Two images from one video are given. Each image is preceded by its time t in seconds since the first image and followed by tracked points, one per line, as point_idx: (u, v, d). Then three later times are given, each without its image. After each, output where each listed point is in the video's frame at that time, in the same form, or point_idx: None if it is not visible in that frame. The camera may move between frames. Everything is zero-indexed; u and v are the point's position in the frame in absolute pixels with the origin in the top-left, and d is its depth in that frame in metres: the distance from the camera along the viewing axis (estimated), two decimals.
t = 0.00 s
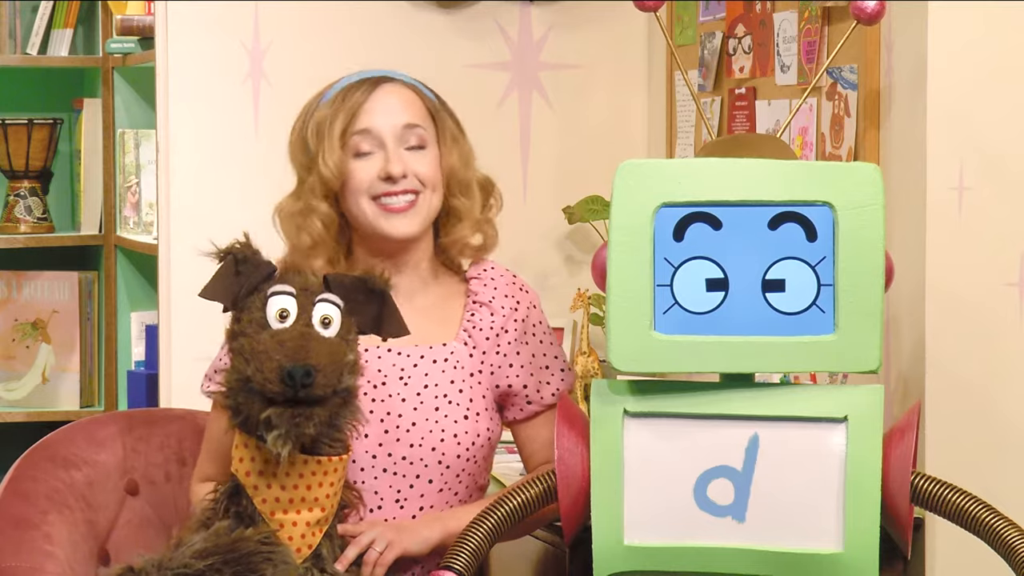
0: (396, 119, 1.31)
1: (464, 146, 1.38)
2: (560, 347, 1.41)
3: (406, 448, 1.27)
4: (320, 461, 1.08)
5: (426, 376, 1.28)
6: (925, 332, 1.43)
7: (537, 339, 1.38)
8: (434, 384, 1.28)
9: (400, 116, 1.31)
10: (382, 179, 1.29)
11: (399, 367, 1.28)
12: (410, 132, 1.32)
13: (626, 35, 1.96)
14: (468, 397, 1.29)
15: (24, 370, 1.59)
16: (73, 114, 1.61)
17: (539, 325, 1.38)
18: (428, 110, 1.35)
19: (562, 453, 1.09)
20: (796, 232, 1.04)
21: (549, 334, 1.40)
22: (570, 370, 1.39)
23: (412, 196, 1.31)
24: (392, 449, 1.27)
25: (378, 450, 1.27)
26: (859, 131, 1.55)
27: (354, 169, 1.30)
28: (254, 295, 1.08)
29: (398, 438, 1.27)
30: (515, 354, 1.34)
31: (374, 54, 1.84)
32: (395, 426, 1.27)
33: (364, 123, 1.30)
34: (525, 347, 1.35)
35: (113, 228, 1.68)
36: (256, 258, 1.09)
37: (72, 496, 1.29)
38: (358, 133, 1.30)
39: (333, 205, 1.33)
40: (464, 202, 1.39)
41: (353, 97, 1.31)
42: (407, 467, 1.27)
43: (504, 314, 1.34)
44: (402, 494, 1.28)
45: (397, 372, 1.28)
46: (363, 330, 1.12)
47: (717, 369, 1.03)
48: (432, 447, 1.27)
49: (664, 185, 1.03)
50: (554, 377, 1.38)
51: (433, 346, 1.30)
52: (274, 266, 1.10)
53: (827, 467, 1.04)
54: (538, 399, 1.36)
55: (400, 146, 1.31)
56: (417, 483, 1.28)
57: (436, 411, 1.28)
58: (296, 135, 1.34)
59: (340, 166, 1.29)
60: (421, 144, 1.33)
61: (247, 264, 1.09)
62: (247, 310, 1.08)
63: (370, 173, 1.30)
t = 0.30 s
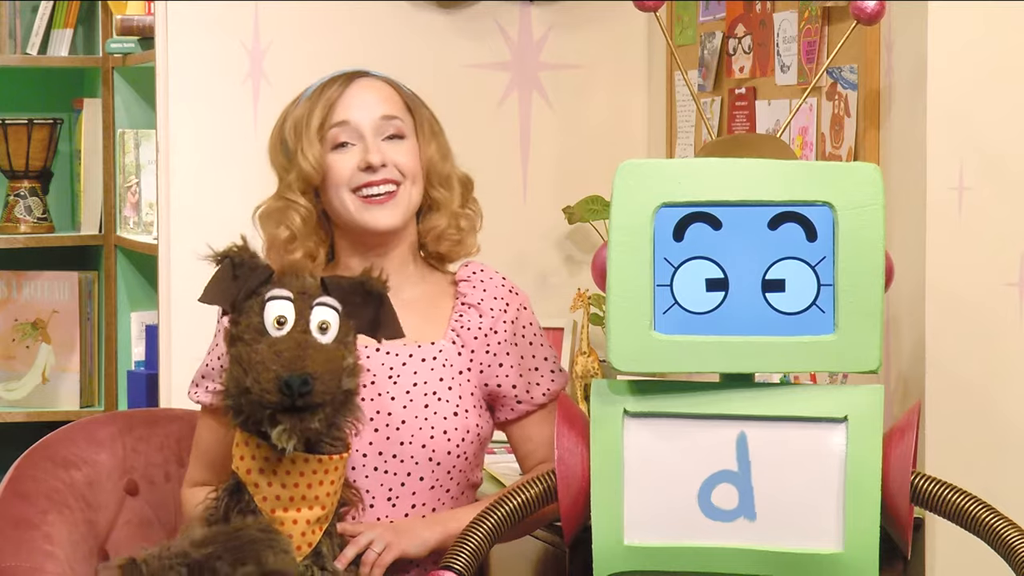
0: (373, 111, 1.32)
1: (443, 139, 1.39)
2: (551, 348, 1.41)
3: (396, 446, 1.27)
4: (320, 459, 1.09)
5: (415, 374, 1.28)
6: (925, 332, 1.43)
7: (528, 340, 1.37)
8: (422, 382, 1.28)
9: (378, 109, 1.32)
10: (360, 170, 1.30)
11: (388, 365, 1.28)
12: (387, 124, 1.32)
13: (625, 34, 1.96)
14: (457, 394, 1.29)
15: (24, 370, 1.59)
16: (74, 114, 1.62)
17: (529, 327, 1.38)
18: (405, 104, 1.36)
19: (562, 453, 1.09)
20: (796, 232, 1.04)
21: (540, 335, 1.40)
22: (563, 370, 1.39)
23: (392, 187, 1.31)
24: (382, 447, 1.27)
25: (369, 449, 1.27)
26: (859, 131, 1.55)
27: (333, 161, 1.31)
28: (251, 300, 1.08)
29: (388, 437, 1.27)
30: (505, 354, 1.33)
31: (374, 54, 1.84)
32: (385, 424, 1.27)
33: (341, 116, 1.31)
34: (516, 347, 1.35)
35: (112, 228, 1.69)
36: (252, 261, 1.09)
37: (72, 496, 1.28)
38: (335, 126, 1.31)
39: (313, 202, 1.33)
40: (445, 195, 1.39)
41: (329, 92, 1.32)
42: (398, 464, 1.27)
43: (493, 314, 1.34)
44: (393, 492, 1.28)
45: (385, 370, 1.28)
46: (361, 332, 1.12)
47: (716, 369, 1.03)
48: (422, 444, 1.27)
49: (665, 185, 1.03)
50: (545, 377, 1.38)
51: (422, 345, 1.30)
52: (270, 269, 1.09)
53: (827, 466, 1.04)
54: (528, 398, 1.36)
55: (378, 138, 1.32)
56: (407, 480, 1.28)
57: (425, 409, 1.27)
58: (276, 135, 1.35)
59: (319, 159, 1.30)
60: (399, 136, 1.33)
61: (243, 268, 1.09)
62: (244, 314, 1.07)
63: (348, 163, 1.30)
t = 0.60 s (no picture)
0: (368, 114, 1.31)
1: (437, 143, 1.39)
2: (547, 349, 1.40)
3: (389, 444, 1.27)
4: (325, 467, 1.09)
5: (407, 373, 1.29)
6: (925, 332, 1.43)
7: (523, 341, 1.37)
8: (414, 380, 1.29)
9: (373, 112, 1.31)
10: (352, 175, 1.29)
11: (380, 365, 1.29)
12: (381, 128, 1.31)
13: (626, 34, 1.96)
14: (449, 392, 1.30)
15: (24, 370, 1.59)
16: (74, 114, 1.64)
17: (525, 327, 1.37)
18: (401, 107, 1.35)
19: (562, 453, 1.09)
20: (796, 232, 1.04)
21: (536, 336, 1.39)
22: (558, 370, 1.38)
23: (384, 192, 1.30)
24: (376, 446, 1.27)
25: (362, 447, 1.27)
26: (859, 132, 1.55)
27: (326, 164, 1.30)
28: (275, 303, 1.06)
29: (380, 435, 1.27)
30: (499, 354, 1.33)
31: (374, 54, 1.84)
32: (377, 422, 1.27)
33: (335, 118, 1.30)
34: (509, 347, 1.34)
35: (113, 228, 1.71)
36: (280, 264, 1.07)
37: (72, 496, 1.28)
38: (330, 129, 1.30)
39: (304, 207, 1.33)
40: (437, 198, 1.39)
41: (325, 93, 1.31)
42: (390, 462, 1.28)
43: (486, 316, 1.34)
44: (386, 490, 1.28)
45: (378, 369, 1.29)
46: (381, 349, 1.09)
47: (717, 369, 1.03)
48: (413, 441, 1.27)
49: (665, 185, 1.03)
50: (540, 377, 1.37)
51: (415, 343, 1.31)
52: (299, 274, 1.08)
53: (827, 467, 1.04)
54: (522, 398, 1.35)
55: (372, 142, 1.31)
56: (400, 478, 1.28)
57: (416, 406, 1.28)
58: (271, 134, 1.35)
59: (311, 163, 1.30)
60: (393, 140, 1.33)
61: (271, 270, 1.07)
62: (266, 317, 1.06)
63: (341, 167, 1.29)
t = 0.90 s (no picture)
0: (370, 121, 1.30)
1: (440, 147, 1.38)
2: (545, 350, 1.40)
3: (384, 442, 1.27)
4: (303, 463, 1.08)
5: (404, 372, 1.29)
6: (925, 332, 1.43)
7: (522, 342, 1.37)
8: (411, 379, 1.29)
9: (375, 120, 1.30)
10: (351, 185, 1.29)
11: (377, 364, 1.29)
12: (382, 137, 1.31)
13: (625, 34, 1.96)
14: (446, 391, 1.30)
15: (24, 370, 1.60)
16: (73, 114, 1.62)
17: (524, 329, 1.37)
18: (405, 112, 1.34)
19: (562, 453, 1.09)
20: (796, 232, 1.04)
21: (535, 339, 1.39)
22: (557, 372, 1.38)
23: (383, 201, 1.30)
24: (371, 444, 1.27)
25: (357, 445, 1.27)
26: (859, 132, 1.55)
27: (326, 170, 1.30)
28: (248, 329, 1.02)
29: (376, 433, 1.27)
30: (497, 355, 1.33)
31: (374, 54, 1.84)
32: (373, 421, 1.27)
33: (337, 125, 1.30)
34: (508, 348, 1.34)
35: (112, 228, 1.68)
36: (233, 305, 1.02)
37: (73, 496, 1.28)
38: (332, 135, 1.30)
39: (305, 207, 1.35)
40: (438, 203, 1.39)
41: (329, 98, 1.30)
42: (386, 461, 1.27)
43: (485, 317, 1.33)
44: (383, 490, 1.28)
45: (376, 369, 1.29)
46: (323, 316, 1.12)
47: (716, 369, 1.03)
48: (409, 440, 1.27)
49: (665, 185, 1.03)
50: (539, 380, 1.37)
51: (412, 343, 1.31)
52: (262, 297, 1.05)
53: (828, 467, 1.04)
54: (520, 399, 1.35)
55: (372, 150, 1.30)
56: (396, 477, 1.28)
57: (413, 405, 1.28)
58: (276, 129, 1.35)
59: (311, 169, 1.30)
60: (394, 148, 1.32)
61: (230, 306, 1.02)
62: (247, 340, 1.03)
63: (341, 176, 1.29)
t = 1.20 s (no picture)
0: (387, 185, 1.24)
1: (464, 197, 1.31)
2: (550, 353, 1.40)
3: (390, 438, 1.27)
4: (300, 462, 1.08)
5: (413, 370, 1.29)
6: (926, 332, 1.43)
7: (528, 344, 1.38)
8: (420, 377, 1.29)
9: (394, 182, 1.24)
10: (359, 242, 1.26)
11: (387, 361, 1.29)
12: (397, 198, 1.25)
13: (625, 34, 1.96)
14: (453, 392, 1.30)
15: (24, 370, 1.58)
16: (73, 114, 1.60)
17: (530, 333, 1.38)
18: (429, 168, 1.27)
19: (562, 453, 1.09)
20: (796, 232, 1.04)
21: (540, 341, 1.40)
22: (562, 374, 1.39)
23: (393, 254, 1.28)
24: (377, 439, 1.27)
25: (362, 441, 1.27)
26: (859, 132, 1.55)
27: (342, 217, 1.27)
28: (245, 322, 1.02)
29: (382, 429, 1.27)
30: (504, 357, 1.34)
31: (374, 55, 1.85)
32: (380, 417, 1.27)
33: (354, 181, 1.24)
34: (515, 350, 1.35)
35: (113, 228, 1.68)
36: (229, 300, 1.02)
37: (73, 496, 1.28)
38: (347, 185, 1.25)
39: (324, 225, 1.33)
40: (455, 247, 1.34)
41: (351, 152, 1.24)
42: (390, 457, 1.27)
43: (494, 318, 1.35)
44: (385, 485, 1.28)
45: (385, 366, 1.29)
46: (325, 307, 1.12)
47: (716, 369, 1.03)
48: (415, 437, 1.27)
49: (665, 185, 1.03)
50: (544, 381, 1.38)
51: (422, 343, 1.32)
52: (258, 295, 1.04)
53: (828, 467, 1.04)
54: (525, 400, 1.36)
55: (386, 209, 1.25)
56: (399, 473, 1.28)
57: (420, 403, 1.28)
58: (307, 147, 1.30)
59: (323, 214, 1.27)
60: (411, 208, 1.26)
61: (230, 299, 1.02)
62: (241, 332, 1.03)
63: (352, 229, 1.26)
